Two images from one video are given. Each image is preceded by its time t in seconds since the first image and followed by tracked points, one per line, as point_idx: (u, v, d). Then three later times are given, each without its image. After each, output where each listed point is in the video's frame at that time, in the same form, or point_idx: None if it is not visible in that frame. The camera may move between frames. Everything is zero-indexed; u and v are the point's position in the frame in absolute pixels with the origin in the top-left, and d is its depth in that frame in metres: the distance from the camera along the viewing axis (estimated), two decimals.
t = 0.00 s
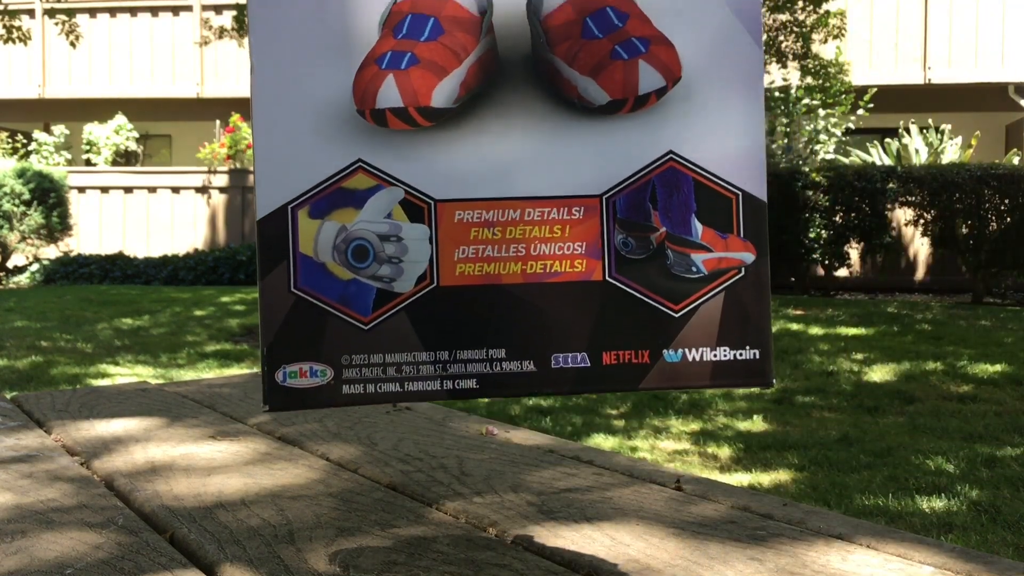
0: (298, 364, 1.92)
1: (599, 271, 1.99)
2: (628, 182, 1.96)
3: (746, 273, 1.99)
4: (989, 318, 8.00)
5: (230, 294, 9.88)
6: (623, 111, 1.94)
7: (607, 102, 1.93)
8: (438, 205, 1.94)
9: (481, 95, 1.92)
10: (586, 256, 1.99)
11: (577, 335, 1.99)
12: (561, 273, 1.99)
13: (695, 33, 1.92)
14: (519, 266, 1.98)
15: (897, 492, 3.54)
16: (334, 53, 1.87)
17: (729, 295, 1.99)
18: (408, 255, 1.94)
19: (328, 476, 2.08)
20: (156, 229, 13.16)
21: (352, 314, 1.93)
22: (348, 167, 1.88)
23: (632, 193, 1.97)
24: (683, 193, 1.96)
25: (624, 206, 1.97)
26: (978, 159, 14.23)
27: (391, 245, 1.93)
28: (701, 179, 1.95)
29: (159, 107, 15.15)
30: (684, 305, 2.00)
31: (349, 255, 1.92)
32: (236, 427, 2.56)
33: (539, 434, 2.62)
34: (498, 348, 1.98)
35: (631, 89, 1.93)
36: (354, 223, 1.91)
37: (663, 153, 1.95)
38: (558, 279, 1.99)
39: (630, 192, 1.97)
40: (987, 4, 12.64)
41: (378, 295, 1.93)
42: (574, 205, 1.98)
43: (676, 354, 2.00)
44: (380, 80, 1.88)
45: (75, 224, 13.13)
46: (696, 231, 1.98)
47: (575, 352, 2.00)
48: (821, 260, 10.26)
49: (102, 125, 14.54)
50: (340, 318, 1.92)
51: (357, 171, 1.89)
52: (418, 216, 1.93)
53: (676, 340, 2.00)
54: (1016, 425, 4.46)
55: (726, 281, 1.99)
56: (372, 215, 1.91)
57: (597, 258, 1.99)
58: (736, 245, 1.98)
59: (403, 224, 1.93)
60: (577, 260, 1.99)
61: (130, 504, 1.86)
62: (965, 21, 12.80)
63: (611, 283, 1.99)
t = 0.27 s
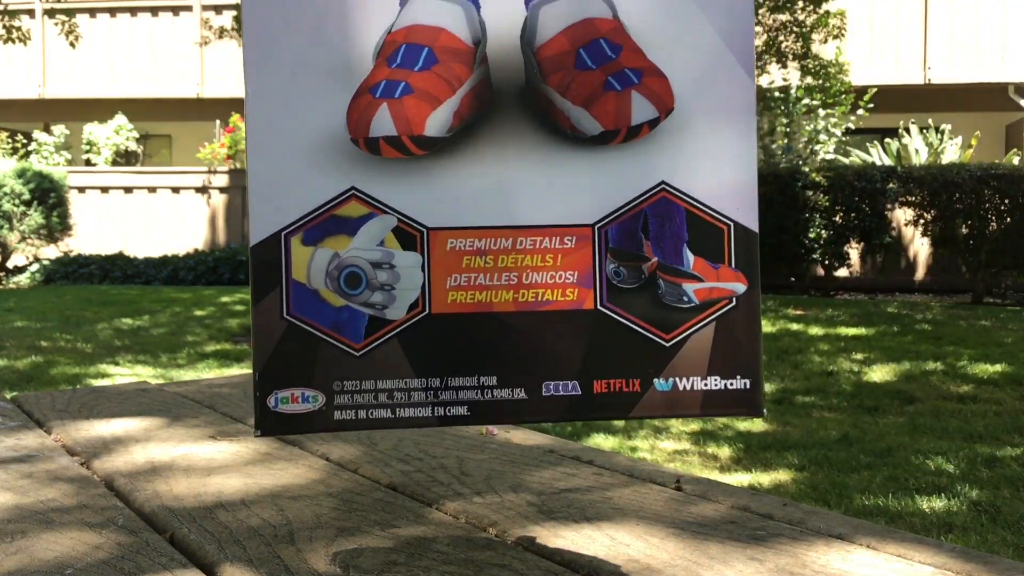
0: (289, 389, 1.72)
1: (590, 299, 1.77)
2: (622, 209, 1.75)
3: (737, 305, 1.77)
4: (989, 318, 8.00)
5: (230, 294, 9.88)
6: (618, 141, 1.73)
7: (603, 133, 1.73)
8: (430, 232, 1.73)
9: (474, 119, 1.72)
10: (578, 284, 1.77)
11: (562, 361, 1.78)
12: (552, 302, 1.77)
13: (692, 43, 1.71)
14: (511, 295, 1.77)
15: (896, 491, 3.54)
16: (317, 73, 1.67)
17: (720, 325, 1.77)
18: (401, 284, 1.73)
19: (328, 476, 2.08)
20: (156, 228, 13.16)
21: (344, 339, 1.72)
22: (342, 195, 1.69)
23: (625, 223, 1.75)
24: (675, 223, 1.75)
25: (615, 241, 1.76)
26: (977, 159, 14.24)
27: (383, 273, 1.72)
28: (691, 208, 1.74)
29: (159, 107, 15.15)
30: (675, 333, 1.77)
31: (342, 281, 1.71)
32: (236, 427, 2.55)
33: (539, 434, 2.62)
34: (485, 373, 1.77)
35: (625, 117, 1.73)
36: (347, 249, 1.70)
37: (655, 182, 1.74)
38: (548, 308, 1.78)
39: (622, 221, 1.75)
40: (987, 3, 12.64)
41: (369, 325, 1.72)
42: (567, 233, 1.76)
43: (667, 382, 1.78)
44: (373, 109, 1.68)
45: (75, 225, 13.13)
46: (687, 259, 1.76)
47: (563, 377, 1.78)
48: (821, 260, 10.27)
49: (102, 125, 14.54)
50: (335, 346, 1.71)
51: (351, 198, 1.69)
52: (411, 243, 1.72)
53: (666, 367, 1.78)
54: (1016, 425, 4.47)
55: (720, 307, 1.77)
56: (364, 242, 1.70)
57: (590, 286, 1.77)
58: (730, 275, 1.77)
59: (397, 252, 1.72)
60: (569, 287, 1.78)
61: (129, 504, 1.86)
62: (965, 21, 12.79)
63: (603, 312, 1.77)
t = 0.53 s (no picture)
0: (347, 425, 1.61)
1: (633, 329, 1.68)
2: (658, 240, 1.66)
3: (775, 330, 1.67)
4: (989, 318, 8.00)
5: (230, 294, 9.89)
6: (652, 175, 1.65)
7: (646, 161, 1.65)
8: (476, 269, 1.64)
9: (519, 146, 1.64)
10: (620, 315, 1.68)
11: (604, 388, 1.67)
12: (595, 333, 1.68)
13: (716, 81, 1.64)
14: (556, 327, 1.68)
15: (896, 492, 3.54)
16: (373, 101, 1.59)
17: (757, 351, 1.67)
18: (450, 320, 1.64)
19: (328, 477, 2.08)
20: (156, 229, 13.16)
21: (397, 375, 1.62)
22: (390, 236, 1.60)
23: (661, 253, 1.67)
24: (709, 254, 1.66)
25: (655, 270, 1.67)
26: (977, 159, 14.25)
27: (433, 310, 1.63)
28: (727, 238, 1.65)
29: (159, 107, 15.14)
30: (714, 359, 1.68)
31: (393, 320, 1.61)
32: (236, 427, 2.55)
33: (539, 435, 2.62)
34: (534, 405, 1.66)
35: (659, 150, 1.65)
36: (397, 288, 1.61)
37: (689, 214, 1.65)
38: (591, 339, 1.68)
39: (659, 252, 1.67)
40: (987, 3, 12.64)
41: (423, 359, 1.63)
42: (607, 264, 1.67)
43: (707, 407, 1.68)
44: (416, 153, 1.61)
45: (75, 225, 13.13)
46: (723, 288, 1.67)
47: (605, 404, 1.67)
48: (821, 260, 10.27)
49: (102, 125, 14.54)
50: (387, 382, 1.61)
51: (399, 239, 1.60)
52: (458, 280, 1.64)
53: (706, 393, 1.68)
54: (1016, 425, 4.46)
55: (756, 334, 1.67)
56: (413, 280, 1.61)
57: (631, 315, 1.68)
58: (765, 301, 1.67)
59: (444, 287, 1.63)
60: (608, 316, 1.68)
61: (129, 504, 1.86)
62: (965, 21, 12.79)
63: (644, 342, 1.68)
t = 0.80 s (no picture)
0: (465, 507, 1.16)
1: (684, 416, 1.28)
2: (700, 346, 1.28)
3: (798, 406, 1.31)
4: (989, 318, 8.00)
5: (230, 294, 9.88)
6: (695, 303, 1.28)
7: (686, 276, 1.28)
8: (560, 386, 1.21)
9: (589, 267, 1.23)
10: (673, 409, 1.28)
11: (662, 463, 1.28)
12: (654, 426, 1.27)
13: (753, 231, 1.30)
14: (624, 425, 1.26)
15: (897, 492, 3.53)
16: (474, 260, 1.16)
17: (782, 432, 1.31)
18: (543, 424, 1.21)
19: (328, 476, 2.08)
20: (156, 228, 13.17)
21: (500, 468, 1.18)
22: (488, 365, 1.16)
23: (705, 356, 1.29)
24: (743, 357, 1.29)
25: (698, 371, 1.28)
26: (977, 158, 14.26)
27: (528, 419, 1.20)
28: (761, 346, 1.30)
29: (159, 107, 15.16)
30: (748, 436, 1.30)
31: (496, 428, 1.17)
32: (236, 427, 2.55)
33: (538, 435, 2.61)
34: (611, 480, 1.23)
35: (702, 281, 1.29)
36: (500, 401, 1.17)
37: (722, 328, 1.29)
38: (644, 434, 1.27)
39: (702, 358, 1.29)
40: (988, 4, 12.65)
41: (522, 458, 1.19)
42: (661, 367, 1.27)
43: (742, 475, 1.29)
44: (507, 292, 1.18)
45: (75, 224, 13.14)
46: (752, 382, 1.29)
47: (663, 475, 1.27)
48: (821, 259, 10.28)
49: (102, 125, 14.55)
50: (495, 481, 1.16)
51: (498, 367, 1.17)
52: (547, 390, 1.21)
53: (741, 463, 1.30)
54: (1016, 425, 4.47)
55: (779, 418, 1.31)
56: (514, 395, 1.18)
57: (679, 409, 1.28)
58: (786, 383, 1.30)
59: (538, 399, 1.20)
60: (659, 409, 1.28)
61: (130, 504, 1.86)
62: (965, 21, 12.80)
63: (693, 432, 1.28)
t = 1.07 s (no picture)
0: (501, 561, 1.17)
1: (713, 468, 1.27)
2: (725, 399, 1.28)
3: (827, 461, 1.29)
4: (989, 318, 7.99)
5: (230, 294, 9.87)
6: (720, 357, 1.29)
7: (710, 333, 1.28)
8: (591, 439, 1.22)
9: (617, 326, 1.24)
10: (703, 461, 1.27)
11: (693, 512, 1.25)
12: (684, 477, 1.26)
13: (773, 288, 1.31)
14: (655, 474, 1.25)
15: (897, 492, 3.53)
16: (504, 319, 1.18)
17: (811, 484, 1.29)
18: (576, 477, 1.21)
19: (327, 476, 2.07)
20: (156, 228, 13.16)
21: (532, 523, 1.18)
22: (521, 418, 1.18)
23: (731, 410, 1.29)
24: (768, 410, 1.29)
25: (724, 423, 1.28)
26: (977, 158, 14.25)
27: (560, 471, 1.21)
28: (786, 401, 1.30)
29: (159, 107, 15.14)
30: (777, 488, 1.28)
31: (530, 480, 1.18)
32: (236, 427, 2.55)
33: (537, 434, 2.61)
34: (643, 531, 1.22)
35: (725, 335, 1.29)
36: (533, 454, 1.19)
37: (747, 381, 1.29)
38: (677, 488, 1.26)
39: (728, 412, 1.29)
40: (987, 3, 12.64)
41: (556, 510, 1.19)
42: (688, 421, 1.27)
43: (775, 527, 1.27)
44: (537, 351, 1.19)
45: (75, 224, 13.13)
46: (779, 436, 1.29)
47: (694, 527, 1.24)
48: (822, 260, 10.22)
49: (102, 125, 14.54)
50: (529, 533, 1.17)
51: (530, 420, 1.19)
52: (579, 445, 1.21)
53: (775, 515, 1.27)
54: (1016, 425, 4.46)
55: (806, 471, 1.29)
56: (546, 448, 1.19)
57: (709, 461, 1.27)
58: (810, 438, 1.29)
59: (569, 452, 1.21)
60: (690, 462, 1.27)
61: (129, 504, 1.86)
62: (965, 21, 12.80)
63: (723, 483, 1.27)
